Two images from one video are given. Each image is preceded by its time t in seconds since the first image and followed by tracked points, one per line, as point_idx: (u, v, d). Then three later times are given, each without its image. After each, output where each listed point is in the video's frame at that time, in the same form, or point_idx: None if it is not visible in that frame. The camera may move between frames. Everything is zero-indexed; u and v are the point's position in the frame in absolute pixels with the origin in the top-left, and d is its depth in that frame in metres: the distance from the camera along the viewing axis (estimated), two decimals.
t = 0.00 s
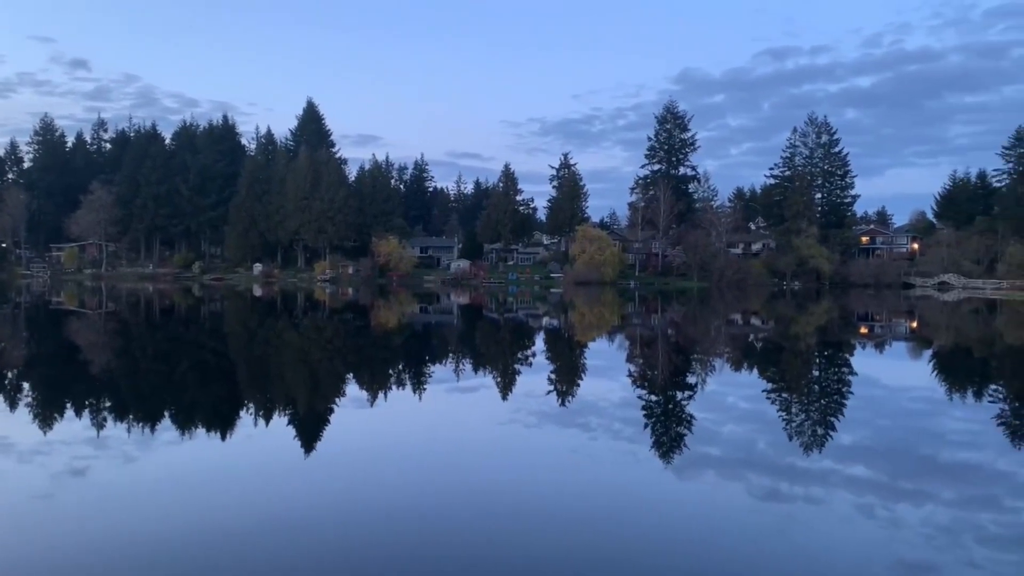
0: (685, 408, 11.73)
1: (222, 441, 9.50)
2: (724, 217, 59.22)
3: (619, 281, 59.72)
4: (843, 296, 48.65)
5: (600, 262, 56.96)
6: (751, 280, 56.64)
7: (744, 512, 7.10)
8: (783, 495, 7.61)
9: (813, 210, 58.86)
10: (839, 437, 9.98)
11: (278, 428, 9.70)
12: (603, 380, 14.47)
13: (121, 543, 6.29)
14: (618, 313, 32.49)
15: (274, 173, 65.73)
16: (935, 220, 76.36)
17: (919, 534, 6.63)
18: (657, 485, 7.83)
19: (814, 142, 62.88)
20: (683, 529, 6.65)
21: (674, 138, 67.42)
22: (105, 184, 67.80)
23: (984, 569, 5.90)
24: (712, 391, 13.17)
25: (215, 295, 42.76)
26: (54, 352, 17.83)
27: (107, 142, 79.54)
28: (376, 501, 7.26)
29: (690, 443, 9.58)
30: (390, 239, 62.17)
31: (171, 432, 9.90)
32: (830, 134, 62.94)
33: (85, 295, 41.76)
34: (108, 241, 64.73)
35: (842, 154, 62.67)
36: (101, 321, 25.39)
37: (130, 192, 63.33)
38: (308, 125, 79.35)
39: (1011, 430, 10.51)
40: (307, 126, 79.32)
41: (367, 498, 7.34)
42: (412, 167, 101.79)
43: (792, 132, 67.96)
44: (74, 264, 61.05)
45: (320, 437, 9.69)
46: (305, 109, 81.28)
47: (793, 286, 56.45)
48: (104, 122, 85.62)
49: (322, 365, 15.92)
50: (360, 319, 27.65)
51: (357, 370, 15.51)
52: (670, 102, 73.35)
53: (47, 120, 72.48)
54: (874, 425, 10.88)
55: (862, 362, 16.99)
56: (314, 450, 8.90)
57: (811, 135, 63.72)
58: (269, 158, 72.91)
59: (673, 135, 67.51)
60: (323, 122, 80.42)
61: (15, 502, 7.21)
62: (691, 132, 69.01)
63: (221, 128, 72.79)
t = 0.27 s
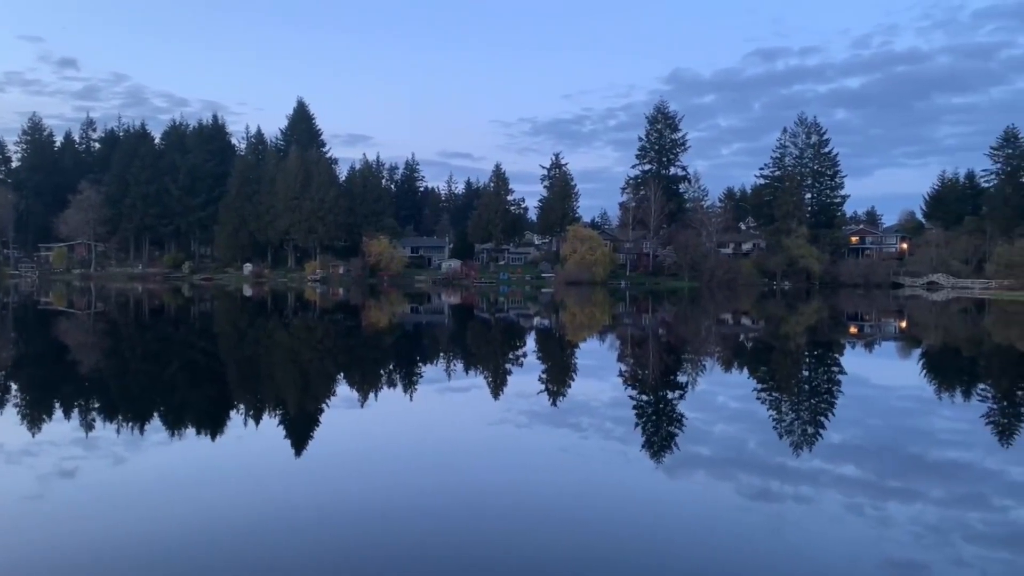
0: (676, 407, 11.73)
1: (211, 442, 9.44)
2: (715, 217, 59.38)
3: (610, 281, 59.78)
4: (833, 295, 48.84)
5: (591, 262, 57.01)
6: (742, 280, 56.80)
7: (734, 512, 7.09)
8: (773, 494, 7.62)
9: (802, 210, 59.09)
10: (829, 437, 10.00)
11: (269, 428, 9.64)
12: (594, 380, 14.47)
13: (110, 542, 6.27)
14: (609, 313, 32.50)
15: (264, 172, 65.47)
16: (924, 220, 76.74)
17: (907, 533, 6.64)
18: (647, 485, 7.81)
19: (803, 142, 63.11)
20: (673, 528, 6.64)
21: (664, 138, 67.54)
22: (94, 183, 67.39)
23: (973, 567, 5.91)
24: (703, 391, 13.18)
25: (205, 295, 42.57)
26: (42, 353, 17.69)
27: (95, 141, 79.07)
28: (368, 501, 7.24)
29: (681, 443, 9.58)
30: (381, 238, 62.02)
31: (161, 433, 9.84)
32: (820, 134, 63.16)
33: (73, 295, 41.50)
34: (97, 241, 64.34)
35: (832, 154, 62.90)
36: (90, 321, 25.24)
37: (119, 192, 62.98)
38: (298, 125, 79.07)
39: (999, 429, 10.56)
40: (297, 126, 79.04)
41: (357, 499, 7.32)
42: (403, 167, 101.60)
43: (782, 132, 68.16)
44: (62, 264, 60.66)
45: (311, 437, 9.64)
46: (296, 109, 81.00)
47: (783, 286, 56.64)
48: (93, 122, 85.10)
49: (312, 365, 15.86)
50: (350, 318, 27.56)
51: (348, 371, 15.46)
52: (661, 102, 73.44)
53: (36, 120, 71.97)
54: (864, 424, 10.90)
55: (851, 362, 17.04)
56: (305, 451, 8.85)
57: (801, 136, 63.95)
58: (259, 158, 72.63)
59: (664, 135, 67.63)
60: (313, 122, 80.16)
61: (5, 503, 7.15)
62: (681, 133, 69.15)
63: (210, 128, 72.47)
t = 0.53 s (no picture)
0: (667, 408, 11.75)
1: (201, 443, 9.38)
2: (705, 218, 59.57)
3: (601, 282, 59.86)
4: (822, 296, 49.07)
5: (581, 263, 57.07)
6: (731, 280, 57.00)
7: (724, 511, 7.10)
8: (763, 494, 7.63)
9: (792, 211, 59.33)
10: (819, 437, 10.02)
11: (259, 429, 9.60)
12: (585, 381, 14.47)
13: (104, 541, 6.28)
14: (600, 313, 32.62)
15: (254, 173, 65.20)
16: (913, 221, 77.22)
17: (897, 532, 6.66)
18: (637, 486, 7.81)
19: (793, 143, 63.34)
20: (663, 528, 6.65)
21: (655, 139, 67.66)
22: (82, 184, 66.99)
23: (961, 566, 5.93)
24: (693, 391, 13.20)
25: (194, 296, 42.41)
26: (30, 354, 17.56)
27: (84, 141, 78.61)
28: (363, 502, 7.23)
29: (672, 443, 9.59)
30: (371, 239, 61.89)
31: (150, 434, 9.77)
32: (809, 135, 63.41)
33: (61, 296, 41.24)
34: (85, 242, 63.96)
35: (821, 156, 63.13)
36: (79, 322, 25.09)
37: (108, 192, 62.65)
38: (288, 125, 78.82)
39: (987, 429, 10.62)
40: (287, 126, 78.75)
41: (351, 498, 7.33)
42: (393, 167, 101.41)
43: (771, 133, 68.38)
44: (50, 265, 60.29)
45: (301, 438, 9.60)
46: (285, 109, 80.74)
47: (773, 287, 56.86)
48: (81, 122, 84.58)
49: (302, 366, 15.82)
50: (341, 319, 27.51)
51: (338, 372, 15.41)
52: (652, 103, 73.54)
53: (23, 120, 71.50)
54: (853, 424, 10.93)
55: (841, 362, 17.09)
56: (294, 453, 8.79)
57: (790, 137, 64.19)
58: (249, 158, 72.39)
59: (654, 136, 67.74)
60: (303, 122, 79.92)
61: None
62: (671, 134, 69.27)
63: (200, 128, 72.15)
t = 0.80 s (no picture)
0: (657, 409, 11.75)
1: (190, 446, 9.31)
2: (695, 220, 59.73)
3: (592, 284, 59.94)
4: (812, 298, 49.25)
5: (572, 264, 57.12)
6: (722, 282, 57.18)
7: (716, 512, 7.11)
8: (753, 495, 7.65)
9: (781, 213, 59.56)
10: (808, 438, 10.05)
11: (249, 432, 9.53)
12: (575, 382, 14.46)
13: (100, 543, 6.24)
14: (591, 315, 32.65)
15: (244, 175, 64.94)
16: (902, 223, 77.67)
17: (886, 533, 6.68)
18: (629, 487, 7.82)
19: (782, 145, 63.58)
20: (655, 528, 6.67)
21: (645, 141, 67.77)
22: (71, 185, 66.59)
23: (950, 567, 5.94)
24: (684, 393, 13.22)
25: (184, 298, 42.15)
26: (17, 357, 17.40)
27: (73, 143, 78.13)
28: (358, 504, 7.21)
29: (662, 444, 9.59)
30: (362, 241, 61.75)
31: (140, 437, 9.68)
32: (799, 138, 63.67)
33: (49, 299, 40.97)
34: (74, 244, 63.58)
35: (810, 158, 63.38)
36: (67, 325, 24.92)
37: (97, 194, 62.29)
38: (279, 127, 78.56)
39: (975, 429, 10.69)
40: (278, 128, 78.50)
41: (346, 500, 7.31)
42: (384, 169, 101.24)
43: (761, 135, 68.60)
44: (38, 267, 59.89)
45: (291, 441, 9.55)
46: (276, 110, 80.48)
47: (763, 288, 57.06)
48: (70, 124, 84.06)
49: (293, 368, 15.75)
50: (331, 321, 27.42)
51: (328, 374, 15.34)
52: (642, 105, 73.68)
53: (11, 121, 71.00)
54: (843, 425, 10.96)
55: (830, 363, 17.16)
56: (284, 455, 8.73)
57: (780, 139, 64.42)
58: (239, 160, 72.09)
59: (644, 138, 67.86)
60: (294, 124, 79.70)
61: None
62: (662, 136, 69.41)
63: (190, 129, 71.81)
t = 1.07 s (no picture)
0: (646, 411, 11.76)
1: (178, 451, 9.23)
2: (683, 222, 59.91)
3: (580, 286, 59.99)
4: (799, 300, 49.43)
5: (560, 267, 57.16)
6: (710, 284, 57.36)
7: (702, 514, 7.11)
8: (741, 496, 7.66)
9: (768, 215, 59.87)
10: (796, 439, 10.09)
11: (237, 436, 9.47)
12: (564, 385, 14.45)
13: (91, 547, 6.20)
14: (580, 318, 32.68)
15: (231, 178, 64.65)
16: (888, 225, 78.25)
17: (872, 534, 6.71)
18: (616, 489, 7.81)
19: (769, 148, 63.87)
20: (643, 529, 6.69)
21: (633, 144, 67.92)
22: (57, 189, 66.10)
23: (937, 566, 5.97)
24: (673, 395, 13.25)
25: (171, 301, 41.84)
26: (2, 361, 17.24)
27: (58, 146, 77.55)
28: (350, 506, 7.21)
29: (651, 446, 9.61)
30: (350, 244, 61.56)
31: (127, 442, 9.60)
32: (785, 141, 64.01)
33: (34, 303, 40.62)
34: (60, 248, 63.11)
35: (797, 161, 63.75)
36: (53, 329, 24.71)
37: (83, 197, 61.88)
38: (266, 129, 78.27)
39: (961, 430, 10.77)
40: (265, 131, 78.20)
41: (338, 502, 7.31)
42: (372, 172, 101.03)
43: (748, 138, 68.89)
44: (23, 271, 59.39)
45: (279, 445, 9.49)
46: (263, 113, 80.18)
47: (750, 291, 57.32)
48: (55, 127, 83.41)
49: (281, 372, 15.67)
50: (319, 324, 27.30)
51: (316, 377, 15.27)
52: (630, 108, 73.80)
53: None
54: (831, 427, 10.99)
55: (817, 365, 17.24)
56: (272, 459, 8.68)
57: (766, 142, 64.72)
58: (226, 163, 71.77)
59: (632, 141, 68.01)
60: (281, 126, 79.42)
61: None
62: (650, 139, 69.59)
63: (177, 132, 71.42)
